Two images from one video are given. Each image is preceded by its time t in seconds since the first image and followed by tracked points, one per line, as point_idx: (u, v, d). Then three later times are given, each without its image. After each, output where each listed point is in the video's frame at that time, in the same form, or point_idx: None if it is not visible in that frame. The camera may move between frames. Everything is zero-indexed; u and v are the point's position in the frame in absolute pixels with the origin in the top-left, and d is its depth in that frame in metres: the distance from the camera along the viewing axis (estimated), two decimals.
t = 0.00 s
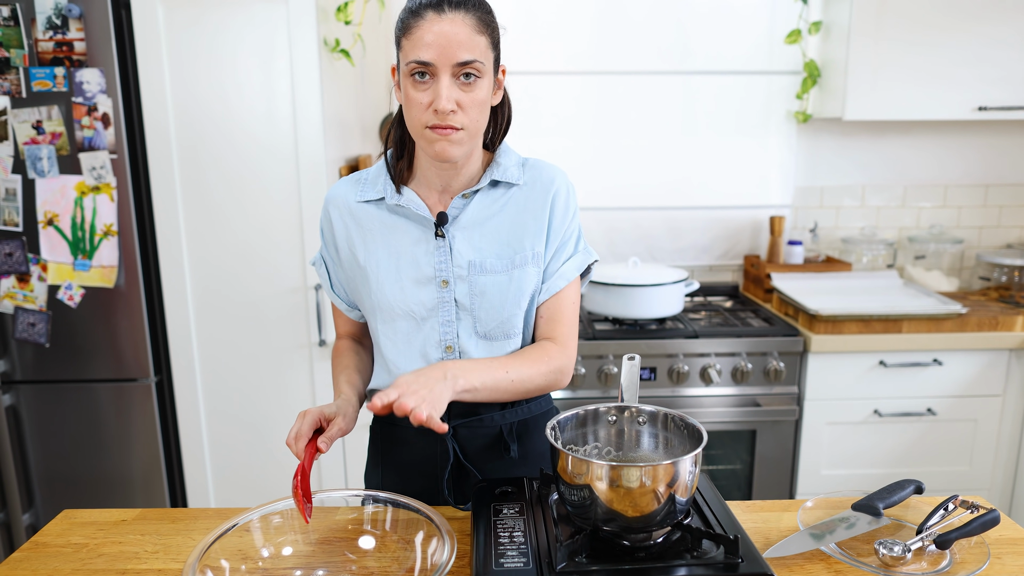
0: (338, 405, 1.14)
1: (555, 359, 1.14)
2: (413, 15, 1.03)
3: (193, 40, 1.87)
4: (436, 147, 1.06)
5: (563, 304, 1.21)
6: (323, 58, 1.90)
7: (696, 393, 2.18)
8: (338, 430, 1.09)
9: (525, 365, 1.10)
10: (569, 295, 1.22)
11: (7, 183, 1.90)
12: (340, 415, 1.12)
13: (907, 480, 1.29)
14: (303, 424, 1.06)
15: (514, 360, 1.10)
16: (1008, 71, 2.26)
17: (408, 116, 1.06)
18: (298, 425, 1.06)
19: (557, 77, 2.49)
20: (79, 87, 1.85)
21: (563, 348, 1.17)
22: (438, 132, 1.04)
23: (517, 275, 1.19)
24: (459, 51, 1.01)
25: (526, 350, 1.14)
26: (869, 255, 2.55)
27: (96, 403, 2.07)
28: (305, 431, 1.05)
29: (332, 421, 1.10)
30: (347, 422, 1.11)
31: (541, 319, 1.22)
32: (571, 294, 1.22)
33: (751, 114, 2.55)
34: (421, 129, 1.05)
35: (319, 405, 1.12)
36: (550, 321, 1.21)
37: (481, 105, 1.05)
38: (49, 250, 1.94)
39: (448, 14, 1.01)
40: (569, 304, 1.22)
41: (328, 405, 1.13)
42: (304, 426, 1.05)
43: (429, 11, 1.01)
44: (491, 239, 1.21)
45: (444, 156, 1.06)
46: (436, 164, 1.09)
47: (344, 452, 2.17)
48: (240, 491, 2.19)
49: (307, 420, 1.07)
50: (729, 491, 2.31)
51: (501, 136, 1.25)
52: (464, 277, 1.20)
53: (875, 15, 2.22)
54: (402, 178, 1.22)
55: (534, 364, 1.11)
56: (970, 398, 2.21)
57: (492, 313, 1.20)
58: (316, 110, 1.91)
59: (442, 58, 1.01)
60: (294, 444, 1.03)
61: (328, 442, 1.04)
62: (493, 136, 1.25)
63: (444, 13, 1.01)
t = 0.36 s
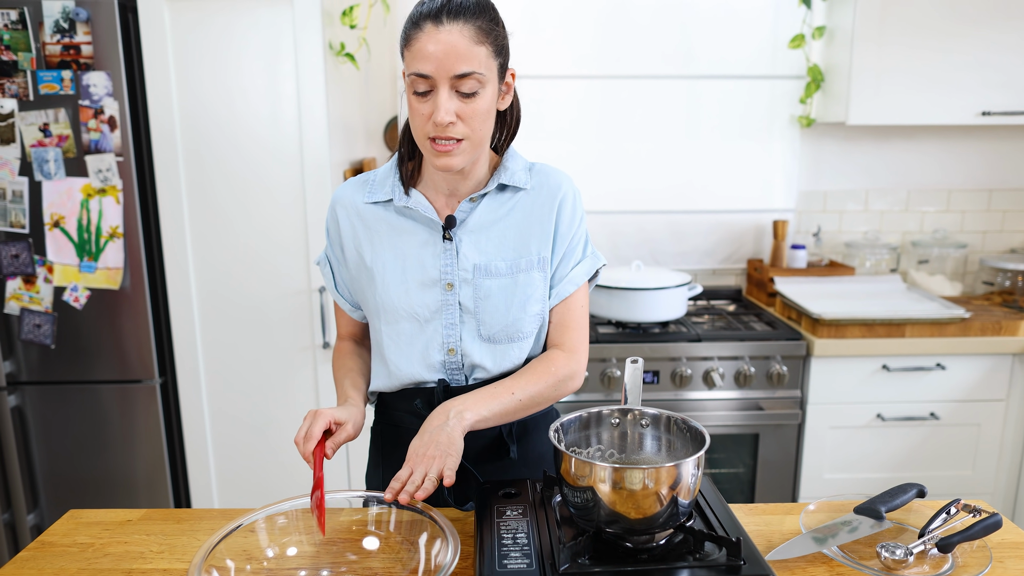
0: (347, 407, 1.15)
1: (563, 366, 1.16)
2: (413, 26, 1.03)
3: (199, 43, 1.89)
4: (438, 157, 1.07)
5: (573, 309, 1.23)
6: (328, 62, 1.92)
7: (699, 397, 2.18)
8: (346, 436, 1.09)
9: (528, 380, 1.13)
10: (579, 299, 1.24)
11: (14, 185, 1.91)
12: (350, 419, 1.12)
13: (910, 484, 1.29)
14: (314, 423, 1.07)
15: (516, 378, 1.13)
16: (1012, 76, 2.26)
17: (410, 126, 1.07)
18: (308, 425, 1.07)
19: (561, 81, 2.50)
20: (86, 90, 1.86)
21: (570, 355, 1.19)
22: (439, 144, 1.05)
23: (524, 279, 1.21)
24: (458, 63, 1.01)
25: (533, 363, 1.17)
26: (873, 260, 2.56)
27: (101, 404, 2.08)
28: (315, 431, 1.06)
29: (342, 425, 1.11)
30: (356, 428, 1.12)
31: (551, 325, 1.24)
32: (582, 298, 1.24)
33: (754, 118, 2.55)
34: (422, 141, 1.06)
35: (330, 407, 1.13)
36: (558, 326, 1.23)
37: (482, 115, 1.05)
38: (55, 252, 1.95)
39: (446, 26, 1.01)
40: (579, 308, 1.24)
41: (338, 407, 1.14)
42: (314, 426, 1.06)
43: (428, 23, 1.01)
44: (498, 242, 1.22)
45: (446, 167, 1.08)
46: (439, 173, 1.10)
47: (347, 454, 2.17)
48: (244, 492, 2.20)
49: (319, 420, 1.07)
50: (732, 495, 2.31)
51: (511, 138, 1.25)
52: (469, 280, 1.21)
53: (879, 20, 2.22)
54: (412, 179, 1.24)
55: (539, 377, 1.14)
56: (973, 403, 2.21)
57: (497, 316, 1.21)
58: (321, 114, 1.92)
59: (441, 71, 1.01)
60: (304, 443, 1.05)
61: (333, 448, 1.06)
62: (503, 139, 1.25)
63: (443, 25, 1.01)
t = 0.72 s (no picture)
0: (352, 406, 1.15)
1: (562, 365, 1.16)
2: (406, 31, 1.00)
3: (203, 41, 1.89)
4: (440, 162, 1.07)
5: (574, 308, 1.23)
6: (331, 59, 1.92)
7: (701, 394, 2.18)
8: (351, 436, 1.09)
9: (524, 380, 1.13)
10: (580, 297, 1.23)
11: (18, 182, 1.91)
12: (356, 418, 1.12)
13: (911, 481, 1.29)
14: (320, 422, 1.07)
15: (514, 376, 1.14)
16: (1016, 74, 2.25)
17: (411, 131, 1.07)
18: (314, 425, 1.06)
19: (564, 78, 2.50)
20: (89, 87, 1.86)
21: (570, 354, 1.19)
22: (438, 150, 1.05)
23: (530, 279, 1.21)
24: (451, 69, 0.99)
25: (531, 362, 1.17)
26: (876, 257, 2.56)
27: (104, 400, 2.09)
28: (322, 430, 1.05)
29: (348, 424, 1.11)
30: (361, 428, 1.12)
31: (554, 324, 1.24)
32: (583, 297, 1.24)
33: (758, 116, 2.55)
34: (423, 147, 1.06)
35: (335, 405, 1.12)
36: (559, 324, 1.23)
37: (480, 119, 1.04)
38: (59, 248, 1.96)
39: (438, 32, 0.98)
40: (579, 308, 1.24)
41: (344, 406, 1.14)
42: (321, 425, 1.06)
43: (419, 29, 0.99)
44: (504, 242, 1.22)
45: (448, 172, 1.07)
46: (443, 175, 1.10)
47: (349, 450, 2.18)
48: (247, 488, 2.21)
49: (325, 419, 1.07)
50: (734, 492, 2.30)
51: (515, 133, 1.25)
52: (476, 279, 1.21)
53: (882, 17, 2.22)
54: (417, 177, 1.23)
55: (540, 376, 1.14)
56: (976, 401, 2.21)
57: (503, 316, 1.21)
58: (324, 111, 1.93)
59: (434, 79, 1.00)
60: (310, 443, 1.04)
61: (338, 449, 1.06)
62: (508, 135, 1.25)
63: (434, 31, 0.98)
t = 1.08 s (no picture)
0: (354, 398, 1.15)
1: (563, 364, 1.17)
2: (405, 35, 1.00)
3: (207, 42, 1.90)
4: (441, 164, 1.07)
5: (573, 309, 1.24)
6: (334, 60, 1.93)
7: (702, 394, 2.19)
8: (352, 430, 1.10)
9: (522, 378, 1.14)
10: (580, 300, 1.24)
11: (23, 181, 1.92)
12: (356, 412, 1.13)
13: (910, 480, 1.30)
14: (320, 416, 1.07)
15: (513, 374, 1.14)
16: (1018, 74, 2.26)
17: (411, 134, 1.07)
18: (314, 419, 1.07)
19: (567, 79, 2.51)
20: (95, 87, 1.87)
21: (573, 350, 1.21)
22: (440, 154, 1.06)
23: (529, 281, 1.22)
24: (450, 74, 0.99)
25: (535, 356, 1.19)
26: (877, 258, 2.57)
27: (108, 398, 2.10)
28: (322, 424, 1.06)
29: (349, 419, 1.11)
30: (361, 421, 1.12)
31: (554, 326, 1.25)
32: (583, 300, 1.25)
33: (760, 116, 2.55)
34: (424, 150, 1.07)
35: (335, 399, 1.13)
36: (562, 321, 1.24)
37: (481, 122, 1.04)
38: (63, 247, 1.97)
39: (436, 36, 0.98)
40: (579, 309, 1.24)
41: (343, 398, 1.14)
42: (322, 419, 1.06)
43: (418, 34, 0.99)
44: (505, 243, 1.22)
45: (449, 175, 1.08)
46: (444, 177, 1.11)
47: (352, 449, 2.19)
48: (249, 486, 2.22)
49: (326, 413, 1.07)
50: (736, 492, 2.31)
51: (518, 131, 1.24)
52: (476, 280, 1.22)
53: (884, 17, 2.22)
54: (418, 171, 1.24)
55: (550, 364, 1.16)
56: (978, 401, 2.21)
57: (503, 317, 1.22)
58: (327, 111, 1.94)
59: (433, 84, 0.99)
60: (311, 436, 1.05)
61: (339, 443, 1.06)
62: (510, 132, 1.24)
63: (432, 35, 0.98)
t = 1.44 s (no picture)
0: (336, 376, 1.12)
1: (545, 374, 1.23)
2: (406, 32, 0.99)
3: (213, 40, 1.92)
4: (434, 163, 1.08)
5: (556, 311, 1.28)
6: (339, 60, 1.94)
7: (703, 392, 2.19)
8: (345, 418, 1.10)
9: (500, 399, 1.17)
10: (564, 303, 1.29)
11: (28, 178, 1.92)
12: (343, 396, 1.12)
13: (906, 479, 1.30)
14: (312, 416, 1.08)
15: (492, 397, 1.18)
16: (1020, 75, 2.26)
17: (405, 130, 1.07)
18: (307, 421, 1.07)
19: (570, 79, 2.52)
20: (99, 84, 1.87)
21: (549, 356, 1.24)
22: (433, 153, 1.06)
23: (514, 285, 1.25)
24: (450, 78, 0.99)
25: (514, 370, 1.22)
26: (878, 258, 2.57)
27: (112, 394, 2.11)
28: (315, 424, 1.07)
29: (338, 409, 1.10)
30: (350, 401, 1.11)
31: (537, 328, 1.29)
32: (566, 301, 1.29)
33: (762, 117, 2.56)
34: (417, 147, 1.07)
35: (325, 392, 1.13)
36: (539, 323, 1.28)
37: (477, 125, 1.05)
38: (68, 243, 1.98)
39: (439, 37, 0.98)
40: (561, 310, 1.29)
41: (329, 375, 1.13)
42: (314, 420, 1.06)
43: (421, 34, 0.98)
44: (491, 245, 1.24)
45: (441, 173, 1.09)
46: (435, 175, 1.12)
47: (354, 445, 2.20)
48: (252, 482, 2.23)
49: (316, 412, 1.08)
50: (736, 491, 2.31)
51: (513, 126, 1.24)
52: (462, 281, 1.24)
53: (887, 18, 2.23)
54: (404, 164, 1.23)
55: (528, 381, 1.20)
56: (978, 401, 2.22)
57: (487, 319, 1.25)
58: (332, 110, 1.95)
59: (432, 85, 0.99)
60: (305, 436, 1.05)
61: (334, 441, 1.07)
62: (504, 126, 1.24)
63: (435, 37, 0.98)
